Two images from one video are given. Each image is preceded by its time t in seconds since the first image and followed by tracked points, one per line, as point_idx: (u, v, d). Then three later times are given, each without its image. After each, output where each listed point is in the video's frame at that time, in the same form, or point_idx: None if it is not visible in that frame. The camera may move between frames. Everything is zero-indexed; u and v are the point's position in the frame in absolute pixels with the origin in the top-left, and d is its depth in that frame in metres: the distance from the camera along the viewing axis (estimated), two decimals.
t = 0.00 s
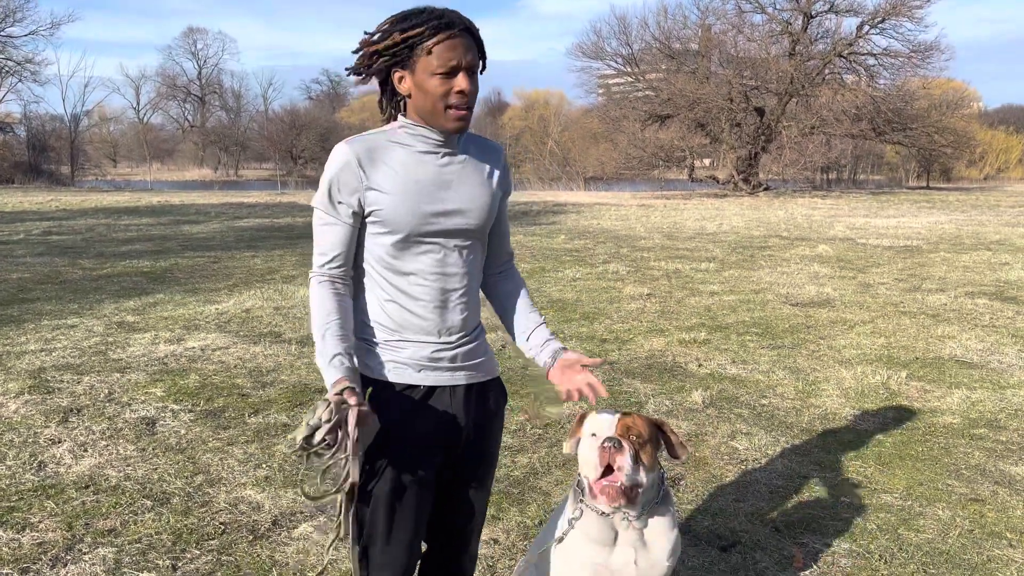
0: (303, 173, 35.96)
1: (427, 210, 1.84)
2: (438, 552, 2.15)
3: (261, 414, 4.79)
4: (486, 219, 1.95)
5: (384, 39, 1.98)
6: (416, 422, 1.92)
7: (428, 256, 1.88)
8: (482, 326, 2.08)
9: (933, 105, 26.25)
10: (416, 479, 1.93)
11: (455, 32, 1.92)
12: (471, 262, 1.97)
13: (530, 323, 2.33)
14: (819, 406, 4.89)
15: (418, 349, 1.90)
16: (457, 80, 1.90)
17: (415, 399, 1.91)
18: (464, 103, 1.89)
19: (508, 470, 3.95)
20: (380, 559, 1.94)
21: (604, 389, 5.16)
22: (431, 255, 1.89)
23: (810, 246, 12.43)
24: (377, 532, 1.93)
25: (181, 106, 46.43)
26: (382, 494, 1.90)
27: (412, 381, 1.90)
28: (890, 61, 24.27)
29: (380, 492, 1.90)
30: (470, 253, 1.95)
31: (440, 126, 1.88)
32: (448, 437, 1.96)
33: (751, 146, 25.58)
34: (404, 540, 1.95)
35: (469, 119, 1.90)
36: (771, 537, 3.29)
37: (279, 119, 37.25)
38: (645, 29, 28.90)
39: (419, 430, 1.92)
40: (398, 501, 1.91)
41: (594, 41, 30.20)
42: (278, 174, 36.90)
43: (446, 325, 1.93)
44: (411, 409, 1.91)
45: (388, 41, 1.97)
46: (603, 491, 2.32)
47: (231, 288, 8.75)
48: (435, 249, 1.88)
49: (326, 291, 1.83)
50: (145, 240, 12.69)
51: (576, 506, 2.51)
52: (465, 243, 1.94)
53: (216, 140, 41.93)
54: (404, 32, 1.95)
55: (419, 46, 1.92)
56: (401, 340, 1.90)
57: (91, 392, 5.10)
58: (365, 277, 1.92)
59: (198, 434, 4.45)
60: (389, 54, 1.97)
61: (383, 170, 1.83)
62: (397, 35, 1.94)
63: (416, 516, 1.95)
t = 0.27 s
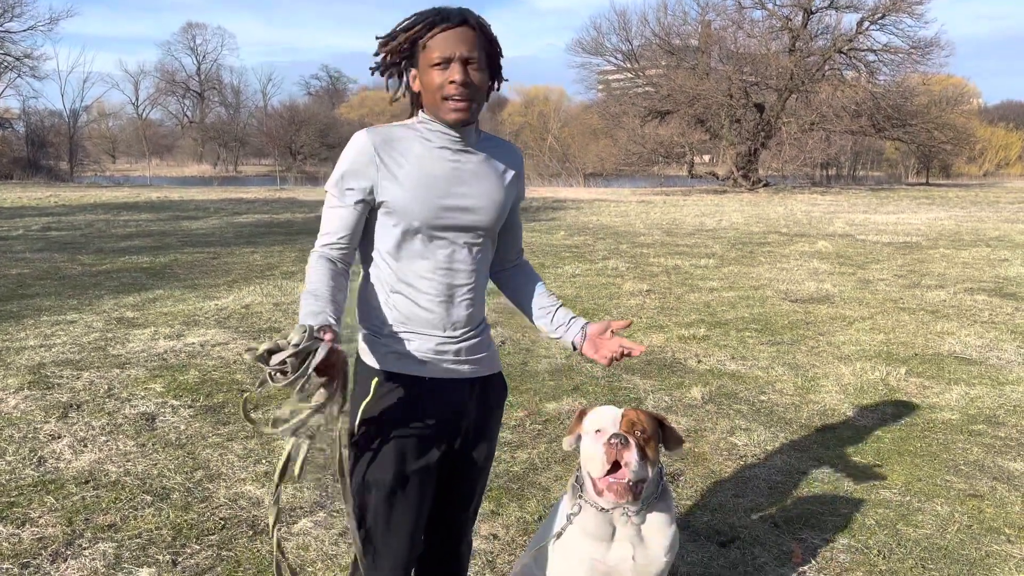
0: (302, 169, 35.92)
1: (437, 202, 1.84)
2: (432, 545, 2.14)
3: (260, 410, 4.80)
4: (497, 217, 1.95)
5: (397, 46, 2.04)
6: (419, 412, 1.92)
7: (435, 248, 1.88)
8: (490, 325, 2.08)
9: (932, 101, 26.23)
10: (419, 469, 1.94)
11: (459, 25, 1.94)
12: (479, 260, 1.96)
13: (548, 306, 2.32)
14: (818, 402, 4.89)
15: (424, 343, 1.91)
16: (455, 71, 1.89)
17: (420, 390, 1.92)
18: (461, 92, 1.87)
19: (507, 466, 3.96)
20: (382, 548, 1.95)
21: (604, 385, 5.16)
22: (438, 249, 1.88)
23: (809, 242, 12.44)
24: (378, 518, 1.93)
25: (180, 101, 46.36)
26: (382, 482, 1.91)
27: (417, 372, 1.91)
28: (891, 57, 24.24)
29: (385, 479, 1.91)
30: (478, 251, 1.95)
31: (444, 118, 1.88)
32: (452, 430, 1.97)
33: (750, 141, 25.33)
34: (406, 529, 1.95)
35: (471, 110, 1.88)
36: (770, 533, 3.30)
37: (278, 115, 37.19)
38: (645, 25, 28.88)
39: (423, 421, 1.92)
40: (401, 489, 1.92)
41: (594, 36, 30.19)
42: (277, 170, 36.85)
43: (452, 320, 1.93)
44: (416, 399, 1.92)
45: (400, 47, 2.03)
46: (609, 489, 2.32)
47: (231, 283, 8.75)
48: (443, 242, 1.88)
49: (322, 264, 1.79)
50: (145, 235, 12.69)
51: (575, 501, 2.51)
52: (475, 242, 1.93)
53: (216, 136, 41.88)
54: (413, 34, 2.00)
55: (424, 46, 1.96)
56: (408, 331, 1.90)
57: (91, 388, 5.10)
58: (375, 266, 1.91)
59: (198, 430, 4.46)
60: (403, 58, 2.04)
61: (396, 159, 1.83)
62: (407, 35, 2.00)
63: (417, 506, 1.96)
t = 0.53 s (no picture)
0: (302, 166, 35.91)
1: (442, 201, 1.84)
2: (434, 536, 2.17)
3: (260, 407, 4.81)
4: (502, 219, 1.95)
5: (411, 48, 2.06)
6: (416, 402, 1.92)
7: (438, 246, 1.88)
8: (492, 323, 2.08)
9: (932, 98, 26.21)
10: (413, 459, 1.92)
11: (471, 29, 1.94)
12: (483, 259, 1.96)
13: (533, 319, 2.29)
14: (817, 399, 4.91)
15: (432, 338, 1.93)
16: (462, 73, 1.89)
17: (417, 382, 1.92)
18: (469, 94, 1.88)
19: (506, 462, 3.97)
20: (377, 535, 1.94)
21: (603, 382, 5.17)
22: (442, 247, 1.89)
23: (809, 240, 12.44)
24: (372, 509, 1.92)
25: (180, 99, 46.34)
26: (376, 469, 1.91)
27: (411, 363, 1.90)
28: (890, 54, 24.21)
29: (374, 465, 1.90)
30: (481, 251, 1.95)
31: (454, 120, 1.88)
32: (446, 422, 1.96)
33: (749, 139, 25.28)
34: (402, 520, 1.94)
35: (479, 111, 1.88)
36: (768, 529, 3.31)
37: (277, 112, 37.17)
38: (644, 22, 28.86)
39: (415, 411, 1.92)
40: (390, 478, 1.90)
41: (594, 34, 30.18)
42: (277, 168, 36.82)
43: (453, 318, 1.94)
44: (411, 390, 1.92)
45: (413, 50, 2.04)
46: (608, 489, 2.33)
47: (230, 281, 8.75)
48: (446, 240, 1.88)
49: (352, 264, 1.84)
50: (144, 233, 12.67)
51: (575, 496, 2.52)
52: (479, 242, 1.94)
53: (215, 133, 41.84)
54: (426, 37, 2.01)
55: (435, 48, 1.97)
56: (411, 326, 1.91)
57: (90, 385, 5.11)
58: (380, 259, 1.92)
59: (198, 427, 4.46)
60: (417, 58, 2.05)
61: (404, 157, 1.84)
62: (422, 34, 2.01)
63: (412, 497, 1.94)
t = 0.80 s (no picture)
0: (302, 166, 35.93)
1: (449, 199, 1.84)
2: (435, 535, 2.17)
3: (262, 406, 4.81)
4: (506, 218, 1.95)
5: (419, 47, 2.04)
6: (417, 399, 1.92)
7: (444, 244, 1.88)
8: (495, 323, 2.08)
9: (934, 96, 26.16)
10: (413, 455, 1.92)
11: (480, 29, 1.93)
12: (486, 258, 1.96)
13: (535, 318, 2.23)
14: (818, 396, 4.90)
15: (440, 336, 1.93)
16: (474, 72, 1.89)
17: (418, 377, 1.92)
18: (480, 91, 1.87)
19: (508, 461, 3.97)
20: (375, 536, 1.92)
21: (604, 380, 5.17)
22: (446, 246, 1.89)
23: (810, 238, 12.44)
24: (372, 506, 1.91)
25: (181, 98, 46.39)
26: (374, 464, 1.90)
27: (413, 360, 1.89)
28: (891, 52, 24.19)
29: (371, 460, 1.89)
30: (485, 249, 1.95)
31: (466, 118, 1.88)
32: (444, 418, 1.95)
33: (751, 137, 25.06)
34: (402, 519, 1.92)
35: (490, 110, 1.89)
36: (770, 527, 3.31)
37: (278, 111, 37.19)
38: (645, 20, 28.84)
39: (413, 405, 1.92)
40: (388, 472, 1.90)
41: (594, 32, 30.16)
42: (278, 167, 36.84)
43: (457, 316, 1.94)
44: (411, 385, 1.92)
45: (422, 48, 2.03)
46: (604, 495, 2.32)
47: (232, 280, 8.75)
48: (452, 238, 1.88)
49: (366, 264, 1.84)
50: (146, 232, 12.69)
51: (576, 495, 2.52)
52: (484, 240, 1.94)
53: (216, 133, 41.85)
54: (435, 37, 2.00)
55: (445, 47, 1.96)
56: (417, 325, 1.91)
57: (92, 384, 5.11)
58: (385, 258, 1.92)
59: (199, 426, 4.46)
60: (425, 57, 2.04)
61: (412, 155, 1.84)
62: (431, 34, 2.00)
63: (411, 494, 1.93)
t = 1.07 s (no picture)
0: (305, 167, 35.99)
1: (456, 200, 1.85)
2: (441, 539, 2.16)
3: (266, 407, 4.82)
4: (511, 216, 1.96)
5: (421, 46, 2.02)
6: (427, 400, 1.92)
7: (452, 245, 1.89)
8: (502, 322, 2.09)
9: (937, 94, 26.10)
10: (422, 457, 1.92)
11: (487, 31, 1.94)
12: (493, 257, 1.97)
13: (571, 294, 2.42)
14: (822, 396, 4.90)
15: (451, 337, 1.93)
16: (489, 73, 1.90)
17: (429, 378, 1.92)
18: (499, 93, 1.90)
19: (512, 461, 3.97)
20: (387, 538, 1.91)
21: (608, 380, 5.17)
22: (457, 246, 1.89)
23: (814, 237, 12.43)
24: (381, 510, 1.91)
25: (184, 100, 46.51)
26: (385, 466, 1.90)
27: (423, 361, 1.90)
28: (894, 50, 24.13)
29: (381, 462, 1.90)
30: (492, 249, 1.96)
31: (477, 118, 1.89)
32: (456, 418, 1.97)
33: (753, 137, 25.11)
34: (412, 523, 1.92)
35: (505, 111, 1.91)
36: (776, 527, 3.31)
37: (281, 112, 37.25)
38: (647, 20, 28.83)
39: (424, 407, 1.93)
40: (399, 476, 1.90)
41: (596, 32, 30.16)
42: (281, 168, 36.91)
43: (469, 316, 1.94)
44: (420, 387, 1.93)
45: (425, 47, 2.01)
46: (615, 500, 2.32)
47: (236, 281, 8.77)
48: (460, 239, 1.89)
49: (366, 271, 1.82)
50: (149, 234, 12.73)
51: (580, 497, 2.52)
52: (492, 239, 1.95)
53: (219, 134, 41.94)
54: (440, 37, 1.99)
55: (453, 48, 1.95)
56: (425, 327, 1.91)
57: (97, 386, 5.13)
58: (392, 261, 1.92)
59: (204, 427, 4.48)
60: (429, 59, 2.02)
61: (419, 159, 1.83)
62: (435, 37, 1.99)
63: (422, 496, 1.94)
